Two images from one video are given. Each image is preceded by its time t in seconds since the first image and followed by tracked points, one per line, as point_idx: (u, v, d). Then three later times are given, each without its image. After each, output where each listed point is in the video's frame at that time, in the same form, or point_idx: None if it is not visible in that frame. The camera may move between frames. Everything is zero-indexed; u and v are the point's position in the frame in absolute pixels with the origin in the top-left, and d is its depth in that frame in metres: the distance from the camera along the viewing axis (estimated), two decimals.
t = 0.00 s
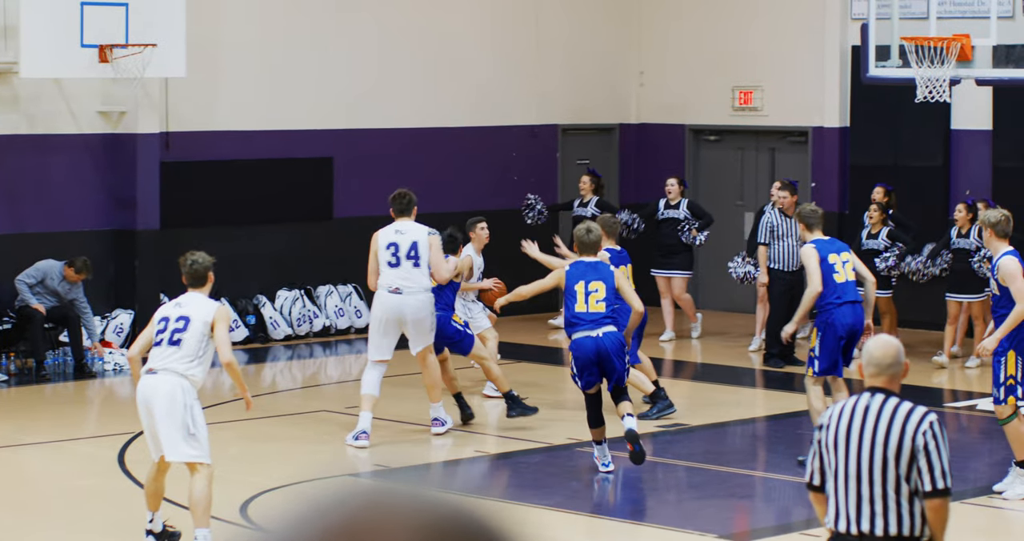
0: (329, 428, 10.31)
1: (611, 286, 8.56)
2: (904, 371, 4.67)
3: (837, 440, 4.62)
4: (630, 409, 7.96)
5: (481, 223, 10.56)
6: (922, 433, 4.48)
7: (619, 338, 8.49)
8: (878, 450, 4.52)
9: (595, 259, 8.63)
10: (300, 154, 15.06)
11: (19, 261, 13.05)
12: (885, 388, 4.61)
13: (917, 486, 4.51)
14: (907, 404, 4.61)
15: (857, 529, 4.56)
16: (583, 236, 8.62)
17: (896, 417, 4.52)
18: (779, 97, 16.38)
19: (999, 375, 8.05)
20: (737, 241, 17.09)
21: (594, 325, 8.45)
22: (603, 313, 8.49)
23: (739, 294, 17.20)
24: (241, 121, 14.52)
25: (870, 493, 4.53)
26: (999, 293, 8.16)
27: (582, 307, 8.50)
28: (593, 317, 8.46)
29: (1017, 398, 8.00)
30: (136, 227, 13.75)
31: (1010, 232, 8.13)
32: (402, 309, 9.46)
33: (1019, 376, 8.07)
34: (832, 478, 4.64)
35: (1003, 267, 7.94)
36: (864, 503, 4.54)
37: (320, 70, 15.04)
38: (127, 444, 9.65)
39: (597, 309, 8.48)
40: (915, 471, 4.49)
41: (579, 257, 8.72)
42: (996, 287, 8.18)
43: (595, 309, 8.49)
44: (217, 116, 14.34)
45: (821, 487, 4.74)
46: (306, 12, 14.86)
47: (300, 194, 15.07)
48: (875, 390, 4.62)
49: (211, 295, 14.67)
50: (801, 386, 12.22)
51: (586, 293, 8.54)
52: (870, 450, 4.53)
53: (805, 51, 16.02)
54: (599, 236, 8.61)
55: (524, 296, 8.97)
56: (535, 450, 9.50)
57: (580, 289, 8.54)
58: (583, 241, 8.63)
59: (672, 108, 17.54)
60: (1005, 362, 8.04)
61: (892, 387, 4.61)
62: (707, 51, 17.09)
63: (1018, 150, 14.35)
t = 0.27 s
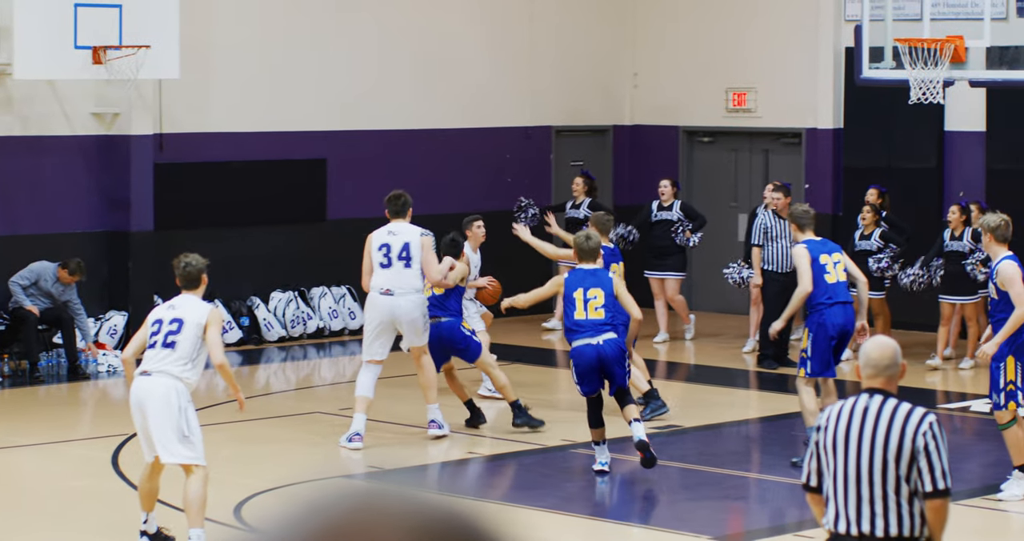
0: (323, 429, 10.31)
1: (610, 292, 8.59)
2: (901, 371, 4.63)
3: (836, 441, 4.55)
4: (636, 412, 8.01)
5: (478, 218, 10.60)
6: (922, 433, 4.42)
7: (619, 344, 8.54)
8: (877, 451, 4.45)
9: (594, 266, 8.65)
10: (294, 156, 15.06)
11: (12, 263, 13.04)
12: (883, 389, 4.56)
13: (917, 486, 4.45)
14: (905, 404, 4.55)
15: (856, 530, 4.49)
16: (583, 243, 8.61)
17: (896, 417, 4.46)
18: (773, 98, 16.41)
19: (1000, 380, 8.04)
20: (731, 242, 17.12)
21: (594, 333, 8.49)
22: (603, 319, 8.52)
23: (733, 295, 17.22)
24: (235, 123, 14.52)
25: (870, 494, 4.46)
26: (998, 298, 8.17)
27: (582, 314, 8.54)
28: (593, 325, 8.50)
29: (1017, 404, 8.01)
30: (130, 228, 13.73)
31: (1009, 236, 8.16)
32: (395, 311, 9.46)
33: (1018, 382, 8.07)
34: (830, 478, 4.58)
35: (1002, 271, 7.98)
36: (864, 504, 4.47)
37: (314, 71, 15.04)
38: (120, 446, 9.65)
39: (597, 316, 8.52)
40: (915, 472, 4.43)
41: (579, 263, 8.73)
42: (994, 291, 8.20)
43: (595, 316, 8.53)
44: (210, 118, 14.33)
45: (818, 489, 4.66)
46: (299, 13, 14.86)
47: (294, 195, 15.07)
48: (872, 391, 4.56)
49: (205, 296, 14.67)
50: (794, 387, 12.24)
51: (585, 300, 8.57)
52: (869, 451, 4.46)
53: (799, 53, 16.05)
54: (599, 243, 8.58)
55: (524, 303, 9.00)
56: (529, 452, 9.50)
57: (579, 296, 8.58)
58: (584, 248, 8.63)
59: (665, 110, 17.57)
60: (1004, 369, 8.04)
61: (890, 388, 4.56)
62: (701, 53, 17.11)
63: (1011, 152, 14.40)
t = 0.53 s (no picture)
0: (313, 430, 10.32)
1: (606, 298, 8.65)
2: (896, 373, 4.65)
3: (832, 442, 4.55)
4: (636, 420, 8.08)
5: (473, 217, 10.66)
6: (919, 434, 4.44)
7: (617, 349, 8.60)
8: (874, 451, 4.47)
9: (589, 273, 8.70)
10: (285, 156, 15.06)
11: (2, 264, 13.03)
12: (878, 390, 4.58)
13: (913, 486, 4.47)
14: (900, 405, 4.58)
15: (853, 530, 4.50)
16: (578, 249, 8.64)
17: (892, 417, 4.48)
18: (763, 99, 16.46)
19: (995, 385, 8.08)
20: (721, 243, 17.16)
21: (592, 339, 8.55)
22: (600, 325, 8.58)
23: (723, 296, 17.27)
24: (226, 123, 14.52)
25: (866, 494, 4.47)
26: (993, 303, 8.24)
27: (579, 320, 8.60)
28: (591, 331, 8.56)
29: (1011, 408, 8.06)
30: (121, 230, 13.75)
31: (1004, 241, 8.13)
32: (385, 311, 9.47)
33: (1014, 387, 8.10)
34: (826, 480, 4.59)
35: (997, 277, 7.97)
36: (860, 504, 4.48)
37: (305, 72, 15.05)
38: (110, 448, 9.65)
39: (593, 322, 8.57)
40: (914, 472, 4.45)
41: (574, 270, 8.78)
42: (989, 296, 8.25)
43: (592, 322, 8.58)
44: (202, 118, 14.33)
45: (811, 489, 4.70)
46: (290, 14, 14.87)
47: (285, 196, 15.07)
48: (867, 391, 4.59)
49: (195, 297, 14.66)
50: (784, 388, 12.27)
51: (581, 306, 8.63)
52: (867, 452, 4.48)
53: (790, 54, 16.09)
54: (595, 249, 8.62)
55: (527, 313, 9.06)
56: (519, 453, 9.53)
57: (575, 303, 8.63)
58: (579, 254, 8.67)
59: (656, 110, 17.61)
60: (1000, 373, 8.09)
61: (884, 388, 4.58)
62: (692, 54, 17.15)
63: (1001, 153, 14.44)
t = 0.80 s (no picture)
0: (302, 430, 10.32)
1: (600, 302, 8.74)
2: (888, 372, 4.60)
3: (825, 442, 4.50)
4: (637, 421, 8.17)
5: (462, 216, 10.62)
6: (914, 433, 4.40)
7: (612, 351, 8.68)
8: (869, 450, 4.41)
9: (583, 277, 8.79)
10: (273, 156, 15.06)
11: None
12: (870, 390, 4.53)
13: (908, 486, 4.43)
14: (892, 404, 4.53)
15: (848, 531, 4.44)
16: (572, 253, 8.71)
17: (887, 417, 4.44)
18: (751, 99, 16.51)
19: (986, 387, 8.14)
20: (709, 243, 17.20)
21: (586, 342, 8.62)
22: (594, 328, 8.66)
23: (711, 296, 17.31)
24: (214, 123, 14.51)
25: (862, 494, 4.42)
26: (986, 306, 8.30)
27: (574, 322, 8.67)
28: (585, 334, 8.64)
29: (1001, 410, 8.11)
30: (109, 230, 13.72)
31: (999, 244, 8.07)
32: (373, 310, 9.48)
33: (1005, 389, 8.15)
34: (819, 480, 4.53)
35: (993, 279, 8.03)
36: (856, 504, 4.43)
37: (293, 71, 15.05)
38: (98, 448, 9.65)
39: (586, 324, 8.65)
40: (908, 471, 4.40)
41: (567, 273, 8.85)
42: (983, 299, 8.31)
43: (585, 324, 8.66)
44: (190, 118, 14.33)
45: (804, 490, 4.62)
46: (278, 13, 14.87)
47: (274, 196, 15.07)
48: (859, 391, 4.54)
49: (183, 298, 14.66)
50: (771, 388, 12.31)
51: (575, 308, 8.71)
52: (862, 451, 4.42)
53: (778, 54, 16.15)
54: (589, 254, 8.68)
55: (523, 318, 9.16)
56: (507, 453, 9.55)
57: (570, 305, 8.70)
58: (573, 258, 8.73)
59: (644, 110, 17.66)
60: (992, 375, 8.12)
61: (876, 388, 4.53)
62: (680, 54, 17.20)
63: (988, 153, 14.51)
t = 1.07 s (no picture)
0: (291, 431, 10.33)
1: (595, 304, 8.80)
2: (880, 373, 4.59)
3: (821, 443, 4.48)
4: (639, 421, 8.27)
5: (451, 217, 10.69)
6: (910, 434, 4.42)
7: (607, 352, 8.71)
8: (866, 450, 4.41)
9: (578, 280, 8.88)
10: (262, 157, 15.06)
11: None
12: (864, 390, 4.52)
13: (903, 486, 4.46)
14: (885, 404, 4.52)
15: (844, 531, 4.45)
16: (567, 256, 8.85)
17: (883, 417, 4.43)
18: (739, 99, 16.55)
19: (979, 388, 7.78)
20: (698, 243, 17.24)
21: (581, 344, 8.66)
22: (588, 330, 8.71)
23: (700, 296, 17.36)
24: (203, 123, 14.50)
25: (859, 494, 4.42)
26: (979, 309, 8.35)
27: (568, 325, 8.73)
28: (580, 335, 8.69)
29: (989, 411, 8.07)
30: (97, 230, 13.69)
31: (992, 248, 8.15)
32: (362, 309, 9.47)
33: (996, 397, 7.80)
34: (814, 480, 4.52)
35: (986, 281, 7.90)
36: (853, 504, 4.43)
37: (282, 71, 15.05)
38: (87, 448, 9.64)
39: (581, 326, 8.71)
40: (904, 471, 4.43)
41: (562, 277, 8.96)
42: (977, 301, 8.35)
43: (580, 326, 8.72)
44: (178, 118, 14.31)
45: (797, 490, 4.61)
46: (267, 12, 14.86)
47: (263, 195, 15.08)
48: (852, 391, 4.52)
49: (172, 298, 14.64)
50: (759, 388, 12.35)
51: (570, 310, 8.77)
52: (859, 452, 4.42)
53: (767, 54, 16.18)
54: (585, 256, 8.84)
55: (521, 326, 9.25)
56: (497, 453, 9.57)
57: (565, 308, 8.77)
58: (567, 262, 8.86)
59: (632, 110, 17.70)
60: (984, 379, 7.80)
61: (870, 389, 4.52)
62: (669, 54, 17.23)
63: (976, 153, 14.58)
